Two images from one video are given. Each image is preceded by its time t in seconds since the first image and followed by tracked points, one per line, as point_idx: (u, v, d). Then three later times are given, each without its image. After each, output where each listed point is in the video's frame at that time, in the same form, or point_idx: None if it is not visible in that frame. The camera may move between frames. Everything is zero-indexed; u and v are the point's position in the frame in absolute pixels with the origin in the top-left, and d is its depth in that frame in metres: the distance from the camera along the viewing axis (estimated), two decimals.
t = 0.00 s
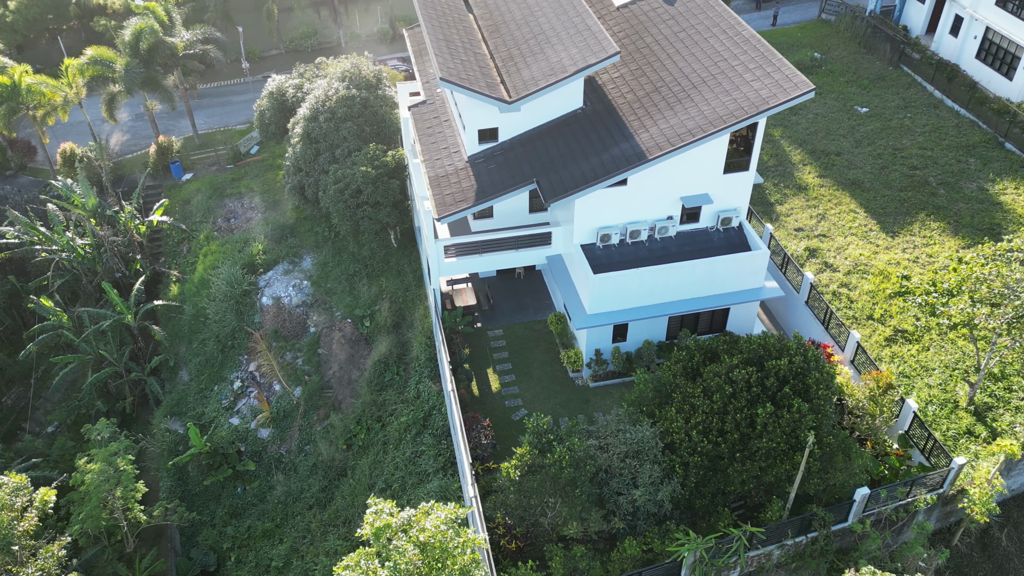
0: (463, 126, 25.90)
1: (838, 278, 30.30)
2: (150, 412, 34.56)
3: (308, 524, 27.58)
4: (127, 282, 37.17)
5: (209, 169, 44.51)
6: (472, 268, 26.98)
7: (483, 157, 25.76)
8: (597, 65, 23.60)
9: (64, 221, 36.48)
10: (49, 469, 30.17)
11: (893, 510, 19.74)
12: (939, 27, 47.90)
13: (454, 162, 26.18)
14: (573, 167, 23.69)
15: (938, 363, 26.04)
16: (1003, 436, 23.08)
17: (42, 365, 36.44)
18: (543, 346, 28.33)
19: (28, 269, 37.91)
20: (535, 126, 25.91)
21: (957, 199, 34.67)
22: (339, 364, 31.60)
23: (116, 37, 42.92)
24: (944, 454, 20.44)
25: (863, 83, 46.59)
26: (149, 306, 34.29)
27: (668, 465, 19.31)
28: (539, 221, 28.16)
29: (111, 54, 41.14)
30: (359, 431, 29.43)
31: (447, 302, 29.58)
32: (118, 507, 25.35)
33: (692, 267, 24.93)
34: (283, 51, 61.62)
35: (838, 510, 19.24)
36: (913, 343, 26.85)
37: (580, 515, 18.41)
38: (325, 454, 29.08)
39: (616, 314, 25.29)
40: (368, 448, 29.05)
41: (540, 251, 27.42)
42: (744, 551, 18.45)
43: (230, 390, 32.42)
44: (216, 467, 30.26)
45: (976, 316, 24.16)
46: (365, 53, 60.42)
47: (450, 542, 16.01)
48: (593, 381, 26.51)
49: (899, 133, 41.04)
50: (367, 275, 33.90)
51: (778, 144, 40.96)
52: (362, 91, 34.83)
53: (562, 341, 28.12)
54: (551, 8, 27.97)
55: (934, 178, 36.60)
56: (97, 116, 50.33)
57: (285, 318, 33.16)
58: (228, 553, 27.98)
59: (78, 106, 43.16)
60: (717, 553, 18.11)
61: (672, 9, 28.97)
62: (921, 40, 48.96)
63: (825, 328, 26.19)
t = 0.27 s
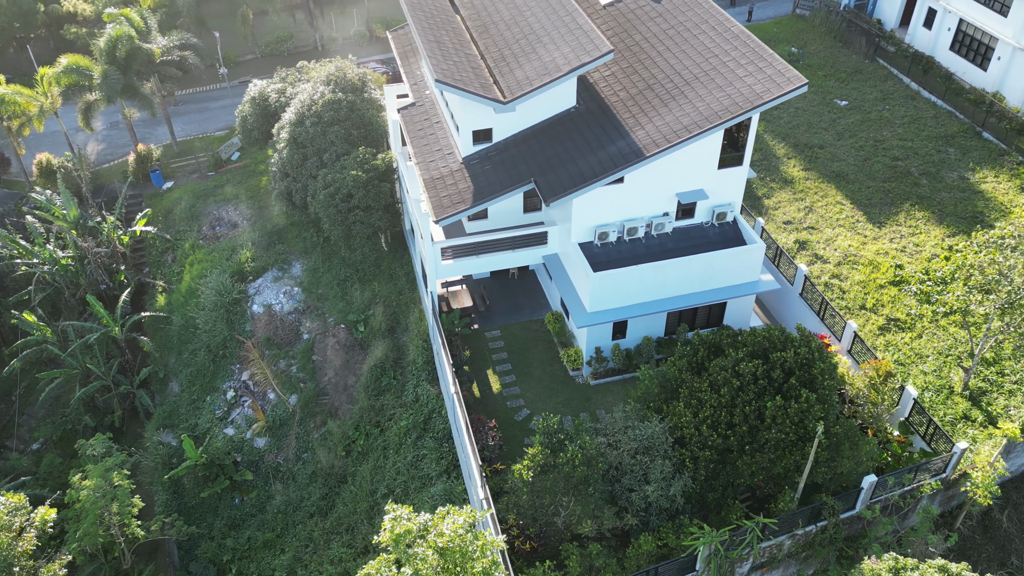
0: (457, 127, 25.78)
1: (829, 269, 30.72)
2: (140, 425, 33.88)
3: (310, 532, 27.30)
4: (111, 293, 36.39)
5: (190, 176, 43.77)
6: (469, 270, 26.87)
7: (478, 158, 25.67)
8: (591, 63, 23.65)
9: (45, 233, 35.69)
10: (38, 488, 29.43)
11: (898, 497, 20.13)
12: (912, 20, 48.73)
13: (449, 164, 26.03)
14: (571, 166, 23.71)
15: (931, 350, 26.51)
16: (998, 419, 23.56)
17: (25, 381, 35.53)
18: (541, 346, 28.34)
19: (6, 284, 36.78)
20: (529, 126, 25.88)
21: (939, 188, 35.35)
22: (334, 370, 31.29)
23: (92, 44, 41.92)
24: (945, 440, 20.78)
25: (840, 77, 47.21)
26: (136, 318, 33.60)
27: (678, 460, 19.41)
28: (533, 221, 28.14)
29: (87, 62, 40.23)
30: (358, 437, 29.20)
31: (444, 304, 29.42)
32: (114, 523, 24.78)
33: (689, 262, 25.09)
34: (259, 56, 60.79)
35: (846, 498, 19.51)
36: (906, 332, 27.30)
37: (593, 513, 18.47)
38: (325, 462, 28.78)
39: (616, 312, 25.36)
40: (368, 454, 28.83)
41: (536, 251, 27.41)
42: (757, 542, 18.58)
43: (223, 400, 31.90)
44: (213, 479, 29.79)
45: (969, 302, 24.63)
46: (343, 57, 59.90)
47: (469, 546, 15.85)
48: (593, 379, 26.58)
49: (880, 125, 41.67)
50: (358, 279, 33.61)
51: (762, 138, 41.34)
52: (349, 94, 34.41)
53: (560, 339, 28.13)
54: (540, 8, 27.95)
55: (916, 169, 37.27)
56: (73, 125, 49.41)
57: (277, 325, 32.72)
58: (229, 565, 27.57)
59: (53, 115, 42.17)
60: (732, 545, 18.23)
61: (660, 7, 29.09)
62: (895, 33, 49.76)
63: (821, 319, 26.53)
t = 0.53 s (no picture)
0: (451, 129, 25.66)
1: (819, 260, 31.12)
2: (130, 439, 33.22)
3: (312, 541, 27.00)
4: (95, 306, 35.62)
5: (171, 185, 42.98)
6: (466, 272, 26.76)
7: (473, 159, 25.58)
8: (585, 62, 23.71)
9: (25, 246, 34.90)
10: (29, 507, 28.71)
11: (904, 483, 20.39)
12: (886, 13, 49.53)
13: (443, 166, 25.90)
14: (567, 165, 23.71)
15: (923, 337, 27.00)
16: (992, 403, 24.05)
17: (8, 399, 34.62)
18: (539, 346, 28.34)
19: None
20: (523, 126, 25.85)
21: (921, 178, 36.03)
22: (329, 376, 30.97)
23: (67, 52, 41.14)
24: (946, 425, 21.17)
25: (819, 71, 47.81)
26: (123, 330, 32.94)
27: (688, 455, 19.55)
28: (528, 221, 28.12)
29: (63, 70, 39.43)
30: (357, 443, 28.94)
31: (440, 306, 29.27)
32: (112, 540, 24.22)
33: (687, 258, 25.25)
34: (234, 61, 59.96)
35: (853, 487, 19.78)
36: (898, 320, 27.76)
37: (606, 511, 18.45)
38: (324, 470, 28.48)
39: (615, 309, 25.44)
40: (367, 460, 28.59)
41: (532, 250, 27.41)
42: (768, 533, 18.77)
43: (216, 411, 31.38)
44: (210, 491, 29.31)
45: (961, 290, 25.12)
46: (320, 60, 59.34)
47: (489, 549, 15.72)
48: (594, 377, 26.65)
49: (860, 118, 42.30)
50: (350, 284, 33.31)
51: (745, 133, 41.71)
52: (335, 98, 34.05)
53: (558, 338, 28.15)
54: (528, 7, 27.93)
55: (898, 160, 37.93)
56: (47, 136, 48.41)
57: (269, 333, 32.31)
58: None
59: (28, 126, 41.11)
60: (745, 537, 18.40)
61: (647, 4, 29.22)
62: (870, 26, 50.53)
63: (816, 310, 26.86)
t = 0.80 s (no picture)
0: (445, 132, 25.54)
1: (810, 253, 31.53)
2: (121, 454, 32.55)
3: (316, 550, 26.72)
4: (80, 320, 34.84)
5: (151, 194, 42.04)
6: (463, 274, 26.66)
7: (468, 162, 25.49)
8: (579, 62, 23.75)
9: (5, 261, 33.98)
10: (20, 528, 28.01)
11: (907, 470, 20.71)
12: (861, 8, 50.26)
13: (438, 169, 25.76)
14: (564, 165, 23.69)
15: (916, 326, 27.47)
16: (987, 389, 24.53)
17: None
18: (538, 346, 28.37)
19: None
20: (517, 127, 25.83)
21: (904, 170, 36.72)
22: (326, 384, 30.64)
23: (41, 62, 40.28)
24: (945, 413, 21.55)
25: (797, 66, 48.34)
26: (111, 344, 32.28)
27: (697, 450, 19.66)
28: (523, 222, 28.10)
29: (38, 80, 38.53)
30: (357, 450, 28.70)
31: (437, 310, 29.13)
32: (111, 557, 23.71)
33: (684, 255, 25.41)
34: (210, 67, 59.09)
35: (860, 476, 20.03)
36: (891, 310, 28.23)
37: (620, 509, 18.51)
38: (324, 478, 28.20)
39: (614, 308, 25.50)
40: (368, 466, 28.37)
41: (529, 251, 27.39)
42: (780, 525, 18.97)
43: (211, 422, 30.87)
44: (207, 504, 28.81)
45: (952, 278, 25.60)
46: (298, 65, 58.72)
47: (510, 552, 15.64)
48: (594, 375, 26.73)
49: (840, 112, 42.90)
50: (343, 290, 33.01)
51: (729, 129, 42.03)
52: (321, 102, 33.67)
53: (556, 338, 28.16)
54: (517, 9, 27.93)
55: (880, 152, 38.60)
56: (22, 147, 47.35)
57: (262, 341, 31.92)
58: None
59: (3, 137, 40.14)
60: (758, 530, 18.54)
61: (634, 3, 29.33)
62: (846, 21, 51.23)
63: (811, 303, 27.18)
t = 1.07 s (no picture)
0: (440, 134, 25.43)
1: (802, 247, 31.98)
2: (113, 469, 31.92)
3: (320, 559, 26.48)
4: (66, 333, 34.06)
5: (133, 204, 41.15)
6: (462, 277, 26.56)
7: (464, 163, 25.40)
8: (574, 62, 23.78)
9: None
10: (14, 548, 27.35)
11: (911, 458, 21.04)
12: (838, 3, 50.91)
13: (434, 171, 25.63)
14: (562, 165, 23.70)
15: (909, 317, 27.94)
16: (981, 376, 25.00)
17: None
18: (537, 346, 28.37)
19: None
20: (512, 128, 25.81)
21: (889, 162, 37.40)
22: (323, 391, 30.34)
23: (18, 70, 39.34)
24: (945, 402, 21.93)
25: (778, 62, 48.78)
26: (100, 357, 31.63)
27: (706, 445, 19.75)
28: (519, 222, 28.06)
29: (16, 89, 37.64)
30: (357, 457, 28.48)
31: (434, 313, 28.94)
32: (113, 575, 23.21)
33: (682, 251, 25.56)
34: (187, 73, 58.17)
35: (865, 466, 20.32)
36: (884, 301, 28.74)
37: (633, 507, 18.58)
38: (325, 486, 27.93)
39: (614, 306, 25.58)
40: (369, 472, 28.16)
41: (526, 251, 27.37)
42: (790, 517, 19.19)
43: (206, 433, 30.39)
44: (206, 516, 28.38)
45: (943, 267, 26.11)
46: (277, 70, 58.09)
47: (530, 552, 15.48)
48: (595, 374, 26.80)
49: (823, 106, 43.42)
50: (336, 295, 32.62)
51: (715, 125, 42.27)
52: (309, 107, 33.29)
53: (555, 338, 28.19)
54: (508, 10, 27.93)
55: (864, 145, 39.24)
56: None
57: (257, 350, 31.37)
58: None
59: None
60: (770, 523, 18.71)
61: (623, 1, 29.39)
62: (824, 16, 51.83)
63: (806, 296, 27.53)
